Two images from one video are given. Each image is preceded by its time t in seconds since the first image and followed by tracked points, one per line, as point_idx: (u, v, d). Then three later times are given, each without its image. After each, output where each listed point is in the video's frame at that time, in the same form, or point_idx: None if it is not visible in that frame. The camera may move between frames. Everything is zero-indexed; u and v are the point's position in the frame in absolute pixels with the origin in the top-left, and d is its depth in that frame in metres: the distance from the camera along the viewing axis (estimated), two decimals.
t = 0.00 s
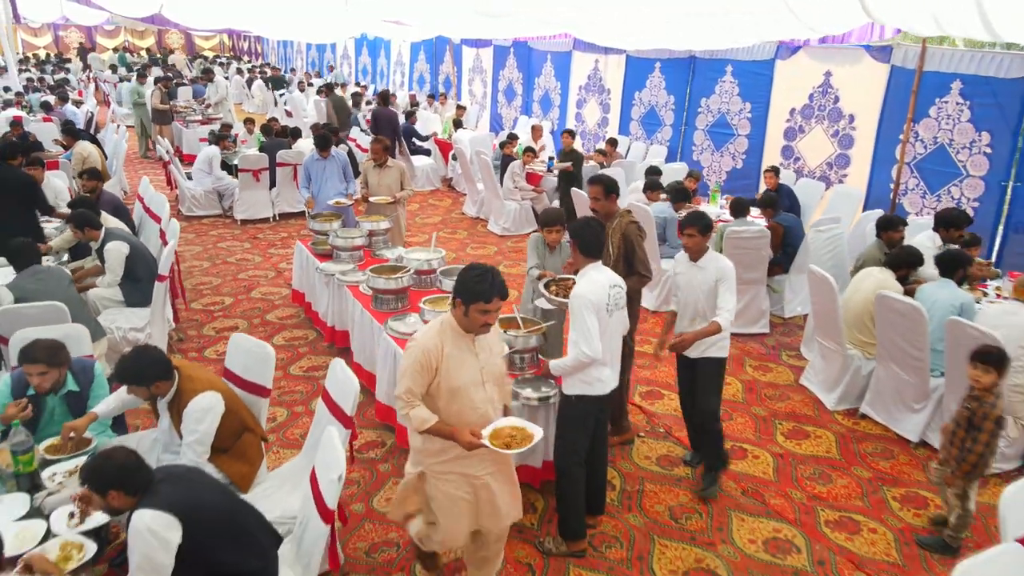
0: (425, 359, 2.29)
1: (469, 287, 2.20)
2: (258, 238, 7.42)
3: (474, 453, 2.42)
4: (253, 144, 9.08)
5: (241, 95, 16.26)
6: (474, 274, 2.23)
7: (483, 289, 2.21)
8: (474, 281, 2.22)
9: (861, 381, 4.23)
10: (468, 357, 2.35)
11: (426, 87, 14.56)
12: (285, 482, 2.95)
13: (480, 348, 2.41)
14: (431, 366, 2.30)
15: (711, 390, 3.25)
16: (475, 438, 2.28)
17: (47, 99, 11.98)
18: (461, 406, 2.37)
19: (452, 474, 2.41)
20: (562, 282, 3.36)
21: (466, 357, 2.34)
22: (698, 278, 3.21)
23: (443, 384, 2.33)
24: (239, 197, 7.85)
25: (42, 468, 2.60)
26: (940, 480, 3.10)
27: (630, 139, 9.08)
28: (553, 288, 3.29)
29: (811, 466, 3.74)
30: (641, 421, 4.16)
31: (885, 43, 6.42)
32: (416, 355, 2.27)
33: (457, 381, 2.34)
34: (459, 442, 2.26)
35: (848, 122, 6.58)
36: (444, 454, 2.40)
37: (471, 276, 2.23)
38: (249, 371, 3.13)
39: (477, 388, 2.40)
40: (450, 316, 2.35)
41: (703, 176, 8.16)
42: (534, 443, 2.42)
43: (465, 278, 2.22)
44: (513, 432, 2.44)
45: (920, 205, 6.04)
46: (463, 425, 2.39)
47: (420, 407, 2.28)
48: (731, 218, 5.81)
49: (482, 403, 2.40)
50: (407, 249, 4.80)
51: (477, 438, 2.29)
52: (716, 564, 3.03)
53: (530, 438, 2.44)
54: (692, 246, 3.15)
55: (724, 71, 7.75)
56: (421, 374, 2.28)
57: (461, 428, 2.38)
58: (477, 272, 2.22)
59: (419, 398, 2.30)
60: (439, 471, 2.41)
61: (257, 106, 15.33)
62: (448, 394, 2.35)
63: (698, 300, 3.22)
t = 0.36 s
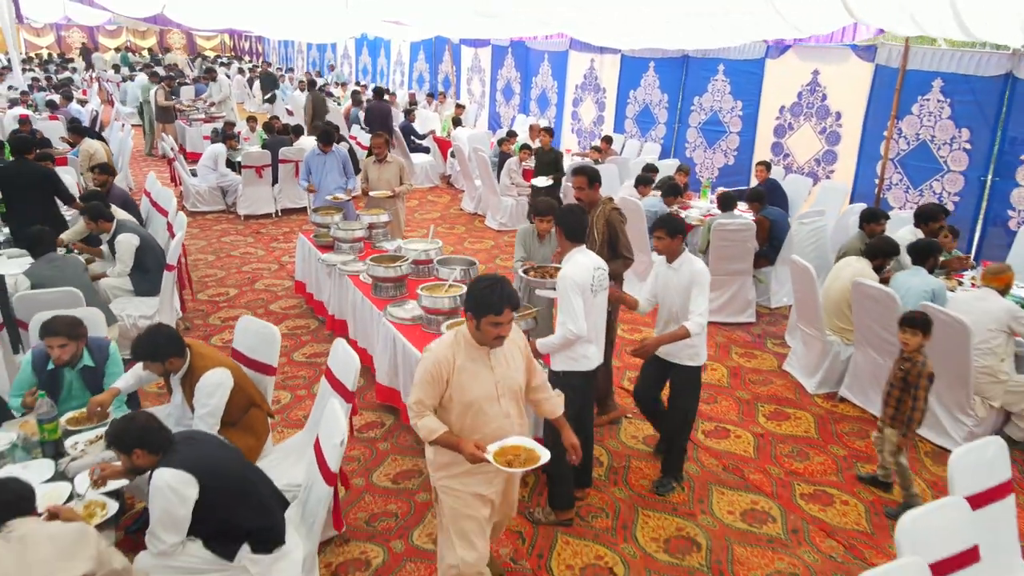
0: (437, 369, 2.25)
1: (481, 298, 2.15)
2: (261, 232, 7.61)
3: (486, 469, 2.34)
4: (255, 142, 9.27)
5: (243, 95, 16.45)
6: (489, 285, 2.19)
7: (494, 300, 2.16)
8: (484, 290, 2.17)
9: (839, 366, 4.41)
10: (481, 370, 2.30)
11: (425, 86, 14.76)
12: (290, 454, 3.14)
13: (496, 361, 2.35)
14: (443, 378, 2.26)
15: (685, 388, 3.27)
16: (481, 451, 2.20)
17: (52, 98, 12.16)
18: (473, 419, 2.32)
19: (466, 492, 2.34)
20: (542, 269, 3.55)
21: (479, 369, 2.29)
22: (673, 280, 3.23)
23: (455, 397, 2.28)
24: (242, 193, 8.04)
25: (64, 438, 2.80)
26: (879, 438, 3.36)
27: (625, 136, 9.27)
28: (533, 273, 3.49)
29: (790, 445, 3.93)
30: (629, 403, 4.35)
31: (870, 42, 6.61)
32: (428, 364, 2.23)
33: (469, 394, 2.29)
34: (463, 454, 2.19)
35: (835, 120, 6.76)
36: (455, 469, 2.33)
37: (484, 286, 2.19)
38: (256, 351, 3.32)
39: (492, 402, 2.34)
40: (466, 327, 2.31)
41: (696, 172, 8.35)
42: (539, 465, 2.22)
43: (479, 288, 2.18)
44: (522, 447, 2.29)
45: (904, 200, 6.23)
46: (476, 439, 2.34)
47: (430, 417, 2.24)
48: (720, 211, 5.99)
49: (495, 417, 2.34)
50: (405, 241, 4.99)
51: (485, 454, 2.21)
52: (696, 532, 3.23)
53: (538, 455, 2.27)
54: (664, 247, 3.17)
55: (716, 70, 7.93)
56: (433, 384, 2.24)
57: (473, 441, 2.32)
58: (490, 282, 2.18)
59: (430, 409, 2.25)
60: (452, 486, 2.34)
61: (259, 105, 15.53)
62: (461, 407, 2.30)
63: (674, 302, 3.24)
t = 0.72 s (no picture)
0: (447, 371, 2.13)
1: (499, 296, 2.06)
2: (263, 228, 7.79)
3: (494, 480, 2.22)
4: (257, 140, 9.45)
5: (244, 94, 16.62)
6: (506, 283, 2.10)
7: (511, 298, 2.07)
8: (499, 288, 2.08)
9: (820, 353, 4.58)
10: (493, 372, 2.20)
11: (424, 85, 14.94)
12: (291, 431, 3.32)
13: (507, 365, 2.24)
14: (452, 380, 2.15)
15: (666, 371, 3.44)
16: (491, 460, 2.08)
17: (56, 97, 12.33)
18: (481, 426, 2.21)
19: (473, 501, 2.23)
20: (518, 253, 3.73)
21: (491, 371, 2.18)
22: (630, 271, 3.27)
23: (464, 400, 2.18)
24: (244, 190, 8.22)
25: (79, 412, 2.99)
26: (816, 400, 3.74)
27: (620, 134, 9.45)
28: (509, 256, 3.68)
29: (769, 427, 4.11)
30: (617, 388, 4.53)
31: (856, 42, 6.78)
32: (438, 365, 2.13)
33: (479, 398, 2.18)
34: (473, 463, 2.06)
35: (822, 117, 6.93)
36: (460, 476, 2.22)
37: (500, 284, 2.09)
38: (259, 335, 3.50)
39: (502, 408, 2.23)
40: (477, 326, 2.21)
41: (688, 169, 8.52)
42: (552, 477, 2.11)
43: (496, 285, 2.08)
44: (534, 460, 2.17)
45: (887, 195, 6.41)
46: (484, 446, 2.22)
47: (437, 422, 2.13)
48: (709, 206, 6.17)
49: (505, 422, 2.23)
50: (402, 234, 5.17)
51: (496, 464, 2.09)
52: (676, 506, 3.41)
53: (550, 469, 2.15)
54: (621, 238, 3.22)
55: (708, 69, 8.11)
56: (442, 387, 2.13)
57: (481, 447, 2.21)
58: (509, 279, 2.08)
59: (438, 412, 2.14)
60: (457, 495, 2.24)
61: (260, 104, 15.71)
62: (469, 411, 2.19)
63: (632, 292, 3.27)
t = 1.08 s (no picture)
0: (479, 386, 2.09)
1: (532, 308, 2.01)
2: (263, 224, 7.95)
3: (527, 494, 2.20)
4: (257, 138, 9.61)
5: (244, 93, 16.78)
6: (538, 294, 2.05)
7: (543, 310, 2.03)
8: (529, 298, 2.04)
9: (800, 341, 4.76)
10: (525, 385, 2.15)
11: (422, 85, 15.10)
12: (290, 410, 3.48)
13: (540, 380, 2.19)
14: (485, 394, 2.11)
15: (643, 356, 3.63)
16: (526, 475, 2.04)
17: (58, 96, 12.47)
18: (515, 441, 2.16)
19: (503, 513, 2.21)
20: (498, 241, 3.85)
21: (523, 385, 2.14)
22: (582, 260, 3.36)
23: (496, 414, 2.13)
24: (244, 186, 8.38)
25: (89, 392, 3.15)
26: (760, 373, 4.01)
27: (614, 132, 9.61)
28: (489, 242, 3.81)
29: (749, 411, 4.28)
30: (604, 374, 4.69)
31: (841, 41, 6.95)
32: (469, 378, 2.09)
33: (512, 413, 2.13)
34: (507, 478, 2.03)
35: (810, 115, 7.09)
36: (492, 490, 2.18)
37: (529, 295, 2.06)
38: (260, 321, 3.66)
39: (535, 423, 2.18)
40: (508, 339, 2.16)
41: (680, 166, 8.69)
42: (589, 487, 2.06)
43: (527, 297, 2.04)
44: (568, 473, 2.11)
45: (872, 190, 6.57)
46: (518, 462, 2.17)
47: (469, 437, 2.08)
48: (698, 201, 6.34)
49: (537, 436, 2.18)
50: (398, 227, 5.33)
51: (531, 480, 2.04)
52: (657, 483, 3.58)
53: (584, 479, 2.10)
54: (574, 225, 3.31)
55: (699, 68, 8.27)
56: (473, 401, 2.09)
57: (513, 463, 2.16)
58: (540, 291, 2.04)
59: (470, 428, 2.10)
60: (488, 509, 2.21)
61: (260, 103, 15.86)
62: (502, 424, 2.15)
63: (585, 281, 3.36)
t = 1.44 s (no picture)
0: (512, 377, 2.04)
1: (565, 301, 1.93)
2: (262, 219, 8.10)
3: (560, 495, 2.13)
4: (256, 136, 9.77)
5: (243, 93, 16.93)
6: (573, 285, 1.98)
7: (578, 301, 1.94)
8: (562, 290, 1.97)
9: (781, 331, 4.92)
10: (558, 377, 2.10)
11: (420, 84, 15.26)
12: (287, 393, 3.64)
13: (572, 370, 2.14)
14: (518, 387, 2.06)
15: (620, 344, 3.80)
16: (564, 470, 1.99)
17: (60, 95, 12.62)
18: (551, 435, 2.10)
19: (542, 519, 2.13)
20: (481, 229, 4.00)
21: (556, 376, 2.09)
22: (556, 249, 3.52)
23: (531, 406, 2.08)
24: (244, 183, 8.53)
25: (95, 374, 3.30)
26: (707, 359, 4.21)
27: (607, 130, 9.77)
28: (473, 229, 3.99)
29: (730, 397, 4.43)
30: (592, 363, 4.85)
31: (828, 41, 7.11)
32: (503, 371, 2.03)
33: (547, 405, 2.08)
34: (545, 474, 1.98)
35: (797, 113, 7.25)
36: (528, 486, 2.12)
37: (561, 285, 1.99)
38: (258, 308, 3.82)
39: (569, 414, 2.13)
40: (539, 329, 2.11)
41: (672, 164, 8.84)
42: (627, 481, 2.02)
43: (561, 288, 1.97)
44: (605, 470, 2.05)
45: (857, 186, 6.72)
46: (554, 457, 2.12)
47: (504, 432, 2.03)
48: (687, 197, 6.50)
49: (572, 428, 2.13)
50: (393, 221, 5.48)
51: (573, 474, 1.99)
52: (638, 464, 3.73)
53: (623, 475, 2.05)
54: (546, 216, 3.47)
55: (691, 67, 8.42)
56: (507, 394, 2.04)
57: (550, 458, 2.11)
58: (573, 283, 1.96)
59: (504, 420, 2.05)
60: (524, 511, 2.14)
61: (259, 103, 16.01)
62: (536, 417, 2.09)
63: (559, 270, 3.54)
